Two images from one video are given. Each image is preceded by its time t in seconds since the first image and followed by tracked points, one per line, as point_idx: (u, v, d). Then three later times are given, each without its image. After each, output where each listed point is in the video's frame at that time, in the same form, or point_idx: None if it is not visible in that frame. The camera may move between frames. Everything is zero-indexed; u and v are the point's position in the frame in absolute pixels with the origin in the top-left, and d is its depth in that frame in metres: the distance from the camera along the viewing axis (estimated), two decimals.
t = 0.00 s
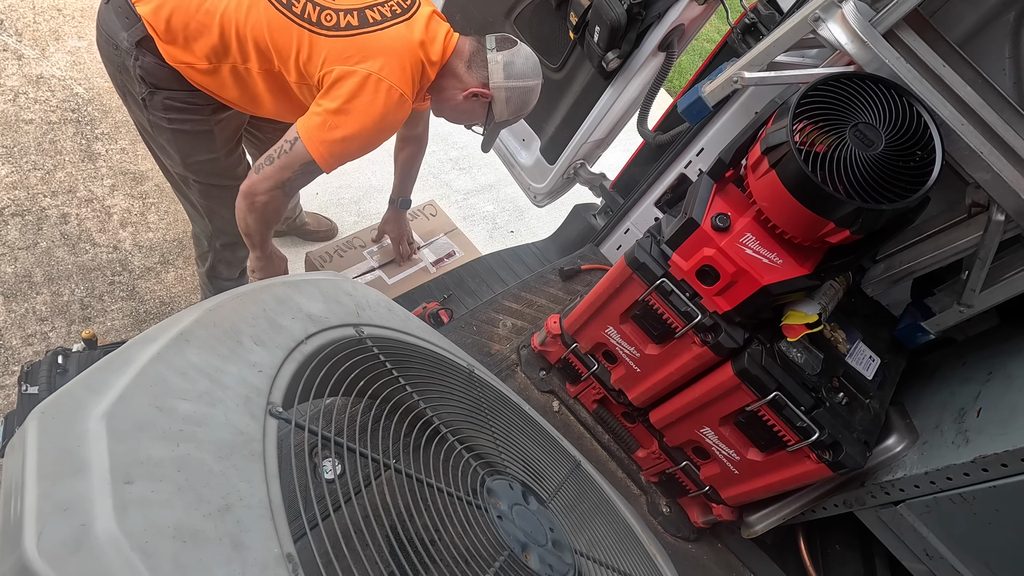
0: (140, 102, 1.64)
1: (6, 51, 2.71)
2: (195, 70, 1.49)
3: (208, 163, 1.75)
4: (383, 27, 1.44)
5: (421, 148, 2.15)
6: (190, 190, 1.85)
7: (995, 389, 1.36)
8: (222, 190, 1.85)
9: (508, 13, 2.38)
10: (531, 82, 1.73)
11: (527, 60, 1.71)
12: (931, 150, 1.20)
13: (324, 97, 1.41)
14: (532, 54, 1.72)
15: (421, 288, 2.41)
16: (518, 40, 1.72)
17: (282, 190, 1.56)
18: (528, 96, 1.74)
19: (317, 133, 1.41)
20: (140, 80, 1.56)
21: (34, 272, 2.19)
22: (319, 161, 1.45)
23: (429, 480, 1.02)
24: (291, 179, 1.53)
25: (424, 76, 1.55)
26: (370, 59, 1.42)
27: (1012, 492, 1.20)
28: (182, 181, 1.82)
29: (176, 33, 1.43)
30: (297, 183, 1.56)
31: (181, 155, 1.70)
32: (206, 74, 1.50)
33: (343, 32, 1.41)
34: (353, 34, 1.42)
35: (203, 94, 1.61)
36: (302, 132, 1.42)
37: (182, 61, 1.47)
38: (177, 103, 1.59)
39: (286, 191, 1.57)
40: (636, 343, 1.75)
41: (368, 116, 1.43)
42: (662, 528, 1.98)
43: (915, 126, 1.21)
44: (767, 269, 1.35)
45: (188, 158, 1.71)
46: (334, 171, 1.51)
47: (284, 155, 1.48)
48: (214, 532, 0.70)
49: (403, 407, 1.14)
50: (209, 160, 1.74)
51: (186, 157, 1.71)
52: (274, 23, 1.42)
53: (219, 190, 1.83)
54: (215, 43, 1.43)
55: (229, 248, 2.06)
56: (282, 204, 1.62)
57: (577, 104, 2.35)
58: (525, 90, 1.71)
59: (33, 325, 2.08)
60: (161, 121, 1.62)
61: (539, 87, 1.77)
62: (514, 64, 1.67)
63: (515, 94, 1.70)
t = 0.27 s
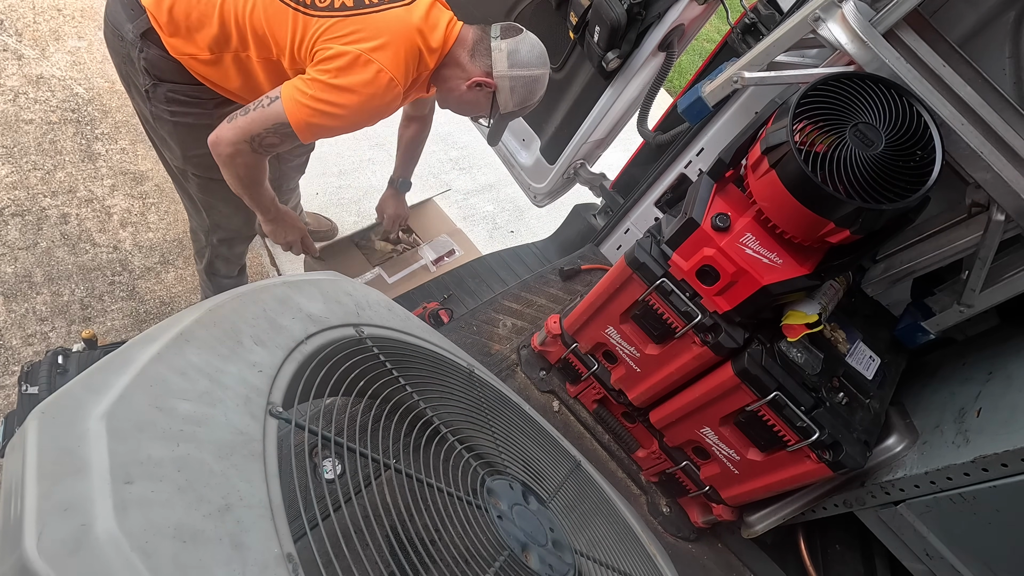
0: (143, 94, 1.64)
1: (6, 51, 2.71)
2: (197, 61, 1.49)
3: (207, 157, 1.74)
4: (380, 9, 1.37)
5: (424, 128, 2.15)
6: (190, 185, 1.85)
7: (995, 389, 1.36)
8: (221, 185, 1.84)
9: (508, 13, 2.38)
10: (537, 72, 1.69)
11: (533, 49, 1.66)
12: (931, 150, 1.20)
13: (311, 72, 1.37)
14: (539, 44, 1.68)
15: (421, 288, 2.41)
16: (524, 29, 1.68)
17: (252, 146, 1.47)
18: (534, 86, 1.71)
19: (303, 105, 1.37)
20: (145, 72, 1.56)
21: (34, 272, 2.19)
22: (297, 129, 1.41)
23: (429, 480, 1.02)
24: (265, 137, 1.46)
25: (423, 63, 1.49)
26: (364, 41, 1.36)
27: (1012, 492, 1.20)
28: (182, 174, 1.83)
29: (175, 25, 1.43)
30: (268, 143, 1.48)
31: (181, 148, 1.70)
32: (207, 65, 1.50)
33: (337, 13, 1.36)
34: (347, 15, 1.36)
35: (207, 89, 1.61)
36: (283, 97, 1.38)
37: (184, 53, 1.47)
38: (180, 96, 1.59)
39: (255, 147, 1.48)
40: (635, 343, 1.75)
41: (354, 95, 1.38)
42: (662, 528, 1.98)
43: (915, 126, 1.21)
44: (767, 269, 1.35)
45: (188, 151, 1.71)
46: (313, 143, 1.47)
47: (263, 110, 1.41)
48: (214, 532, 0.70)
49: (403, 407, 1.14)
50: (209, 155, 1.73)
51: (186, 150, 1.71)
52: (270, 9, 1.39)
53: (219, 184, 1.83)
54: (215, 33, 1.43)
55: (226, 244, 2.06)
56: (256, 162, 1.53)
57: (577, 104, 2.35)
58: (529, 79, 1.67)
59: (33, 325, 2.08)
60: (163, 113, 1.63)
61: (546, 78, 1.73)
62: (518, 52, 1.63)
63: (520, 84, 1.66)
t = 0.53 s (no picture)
0: (150, 95, 1.64)
1: (6, 51, 2.70)
2: (201, 60, 1.49)
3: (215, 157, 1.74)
4: None
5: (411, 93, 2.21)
6: (195, 185, 1.85)
7: (995, 389, 1.36)
8: (228, 184, 1.84)
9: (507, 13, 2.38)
10: (545, 46, 1.57)
11: (540, 22, 1.54)
12: (931, 150, 1.20)
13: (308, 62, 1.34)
14: (546, 14, 1.55)
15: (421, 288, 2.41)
16: None
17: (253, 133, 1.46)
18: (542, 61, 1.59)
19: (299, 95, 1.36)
20: (151, 73, 1.56)
21: (34, 272, 2.19)
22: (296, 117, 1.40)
23: (429, 480, 1.02)
24: (263, 124, 1.44)
25: (423, 47, 1.41)
26: (358, 30, 1.31)
27: (1012, 492, 1.20)
28: (188, 174, 1.83)
29: (176, 24, 1.42)
30: (268, 130, 1.46)
31: (188, 148, 1.70)
32: (211, 64, 1.50)
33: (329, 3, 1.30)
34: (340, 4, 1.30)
35: (213, 89, 1.61)
36: (280, 85, 1.36)
37: (187, 52, 1.47)
38: (187, 96, 1.59)
39: (255, 133, 1.46)
40: (636, 343, 1.75)
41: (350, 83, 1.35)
42: (663, 528, 1.98)
43: (915, 126, 1.21)
44: (767, 269, 1.35)
45: (196, 151, 1.71)
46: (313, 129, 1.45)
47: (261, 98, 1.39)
48: (214, 533, 0.70)
49: (403, 407, 1.14)
50: (217, 154, 1.73)
51: (194, 151, 1.71)
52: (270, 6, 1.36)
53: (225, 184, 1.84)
54: (216, 31, 1.42)
55: (231, 244, 2.06)
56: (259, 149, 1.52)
57: (577, 104, 2.35)
58: (537, 55, 1.56)
59: (33, 325, 2.08)
60: (170, 114, 1.63)
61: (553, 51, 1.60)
62: (524, 27, 1.51)
63: (526, 60, 1.55)
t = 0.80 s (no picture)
0: (141, 89, 1.64)
1: (6, 51, 2.70)
2: (192, 57, 1.48)
3: (207, 152, 1.74)
4: None
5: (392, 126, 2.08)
6: (192, 183, 1.85)
7: (995, 389, 1.36)
8: (220, 179, 1.84)
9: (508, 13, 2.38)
10: (535, 55, 1.65)
11: (531, 31, 1.63)
12: (931, 150, 1.20)
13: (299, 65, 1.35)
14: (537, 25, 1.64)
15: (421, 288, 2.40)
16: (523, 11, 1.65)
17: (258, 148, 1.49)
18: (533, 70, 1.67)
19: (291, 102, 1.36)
20: (142, 67, 1.57)
21: (34, 272, 2.19)
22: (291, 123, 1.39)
23: (429, 480, 1.02)
24: (265, 136, 1.45)
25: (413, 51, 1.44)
26: (348, 30, 1.33)
27: (1012, 492, 1.20)
28: (180, 168, 1.83)
29: (168, 18, 1.43)
30: (270, 142, 1.48)
31: (180, 144, 1.70)
32: (202, 60, 1.49)
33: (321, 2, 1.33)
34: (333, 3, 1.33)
35: (204, 84, 1.61)
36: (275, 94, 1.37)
37: (178, 47, 1.47)
38: (178, 91, 1.60)
39: (259, 147, 1.48)
40: (636, 343, 1.75)
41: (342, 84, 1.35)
42: (662, 528, 1.98)
43: (915, 126, 1.21)
44: (767, 269, 1.35)
45: (188, 147, 1.71)
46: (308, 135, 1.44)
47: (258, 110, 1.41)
48: (214, 533, 0.70)
49: (403, 407, 1.14)
50: (209, 149, 1.73)
51: (186, 146, 1.71)
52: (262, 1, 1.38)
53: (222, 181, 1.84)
54: (207, 26, 1.42)
55: (226, 241, 2.06)
56: (265, 161, 1.54)
57: (577, 104, 2.35)
58: (527, 63, 1.63)
59: (33, 325, 2.08)
60: (162, 109, 1.63)
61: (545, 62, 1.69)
62: (516, 34, 1.59)
63: (518, 67, 1.63)
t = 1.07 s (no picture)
0: (132, 83, 1.66)
1: (6, 51, 2.70)
2: (178, 57, 1.51)
3: (196, 148, 1.74)
4: (350, 31, 1.40)
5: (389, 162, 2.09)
6: (191, 182, 1.86)
7: (994, 389, 1.36)
8: (212, 177, 1.84)
9: (508, 13, 2.38)
10: (518, 98, 1.70)
11: (513, 74, 1.68)
12: (931, 150, 1.20)
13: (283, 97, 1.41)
14: (520, 68, 1.70)
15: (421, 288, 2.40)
16: (507, 53, 1.69)
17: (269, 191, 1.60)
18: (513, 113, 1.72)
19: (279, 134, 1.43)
20: (131, 61, 1.58)
21: (34, 272, 2.19)
22: (281, 154, 1.46)
23: (429, 480, 1.02)
24: (272, 179, 1.57)
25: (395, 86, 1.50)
26: (331, 62, 1.39)
27: (1011, 492, 1.20)
28: (172, 163, 1.83)
29: (156, 18, 1.46)
30: (277, 183, 1.59)
31: (168, 139, 1.70)
32: (187, 60, 1.51)
33: (307, 30, 1.39)
34: (318, 33, 1.39)
35: (191, 79, 1.60)
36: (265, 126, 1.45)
37: (165, 46, 1.49)
38: (166, 85, 1.60)
39: (270, 190, 1.60)
40: (635, 343, 1.75)
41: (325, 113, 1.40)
42: (662, 528, 1.98)
43: (915, 126, 1.21)
44: (767, 269, 1.35)
45: (176, 142, 1.71)
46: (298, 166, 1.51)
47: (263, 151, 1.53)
48: (214, 532, 0.70)
49: (403, 407, 1.14)
50: (196, 146, 1.72)
51: (174, 141, 1.70)
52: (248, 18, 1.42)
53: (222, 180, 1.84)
54: (195, 30, 1.45)
55: (220, 241, 2.05)
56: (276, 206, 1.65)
57: (576, 104, 2.35)
58: (507, 104, 1.68)
59: (33, 325, 2.08)
60: (150, 103, 1.64)
61: (525, 105, 1.74)
62: (498, 78, 1.64)
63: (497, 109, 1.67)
